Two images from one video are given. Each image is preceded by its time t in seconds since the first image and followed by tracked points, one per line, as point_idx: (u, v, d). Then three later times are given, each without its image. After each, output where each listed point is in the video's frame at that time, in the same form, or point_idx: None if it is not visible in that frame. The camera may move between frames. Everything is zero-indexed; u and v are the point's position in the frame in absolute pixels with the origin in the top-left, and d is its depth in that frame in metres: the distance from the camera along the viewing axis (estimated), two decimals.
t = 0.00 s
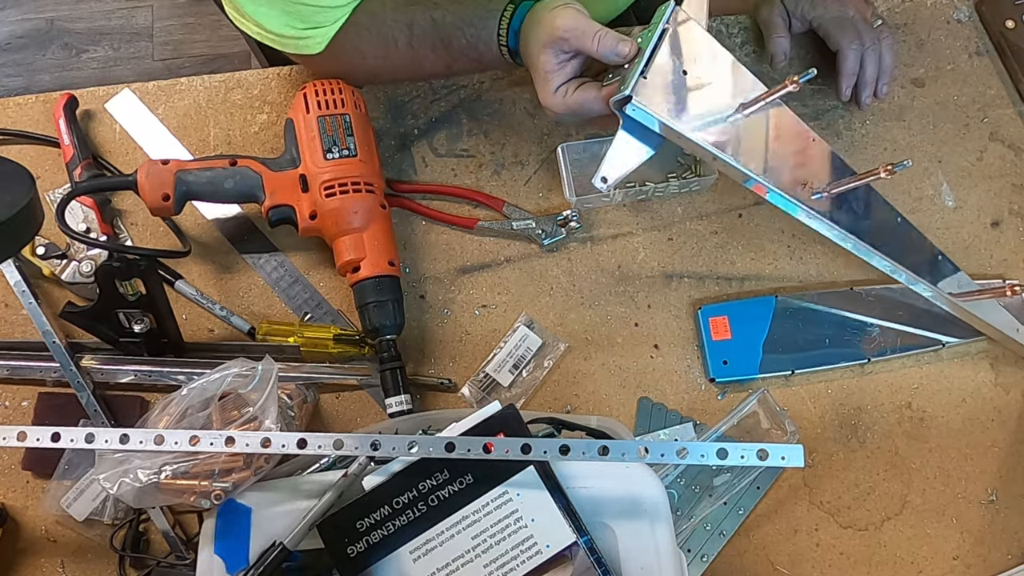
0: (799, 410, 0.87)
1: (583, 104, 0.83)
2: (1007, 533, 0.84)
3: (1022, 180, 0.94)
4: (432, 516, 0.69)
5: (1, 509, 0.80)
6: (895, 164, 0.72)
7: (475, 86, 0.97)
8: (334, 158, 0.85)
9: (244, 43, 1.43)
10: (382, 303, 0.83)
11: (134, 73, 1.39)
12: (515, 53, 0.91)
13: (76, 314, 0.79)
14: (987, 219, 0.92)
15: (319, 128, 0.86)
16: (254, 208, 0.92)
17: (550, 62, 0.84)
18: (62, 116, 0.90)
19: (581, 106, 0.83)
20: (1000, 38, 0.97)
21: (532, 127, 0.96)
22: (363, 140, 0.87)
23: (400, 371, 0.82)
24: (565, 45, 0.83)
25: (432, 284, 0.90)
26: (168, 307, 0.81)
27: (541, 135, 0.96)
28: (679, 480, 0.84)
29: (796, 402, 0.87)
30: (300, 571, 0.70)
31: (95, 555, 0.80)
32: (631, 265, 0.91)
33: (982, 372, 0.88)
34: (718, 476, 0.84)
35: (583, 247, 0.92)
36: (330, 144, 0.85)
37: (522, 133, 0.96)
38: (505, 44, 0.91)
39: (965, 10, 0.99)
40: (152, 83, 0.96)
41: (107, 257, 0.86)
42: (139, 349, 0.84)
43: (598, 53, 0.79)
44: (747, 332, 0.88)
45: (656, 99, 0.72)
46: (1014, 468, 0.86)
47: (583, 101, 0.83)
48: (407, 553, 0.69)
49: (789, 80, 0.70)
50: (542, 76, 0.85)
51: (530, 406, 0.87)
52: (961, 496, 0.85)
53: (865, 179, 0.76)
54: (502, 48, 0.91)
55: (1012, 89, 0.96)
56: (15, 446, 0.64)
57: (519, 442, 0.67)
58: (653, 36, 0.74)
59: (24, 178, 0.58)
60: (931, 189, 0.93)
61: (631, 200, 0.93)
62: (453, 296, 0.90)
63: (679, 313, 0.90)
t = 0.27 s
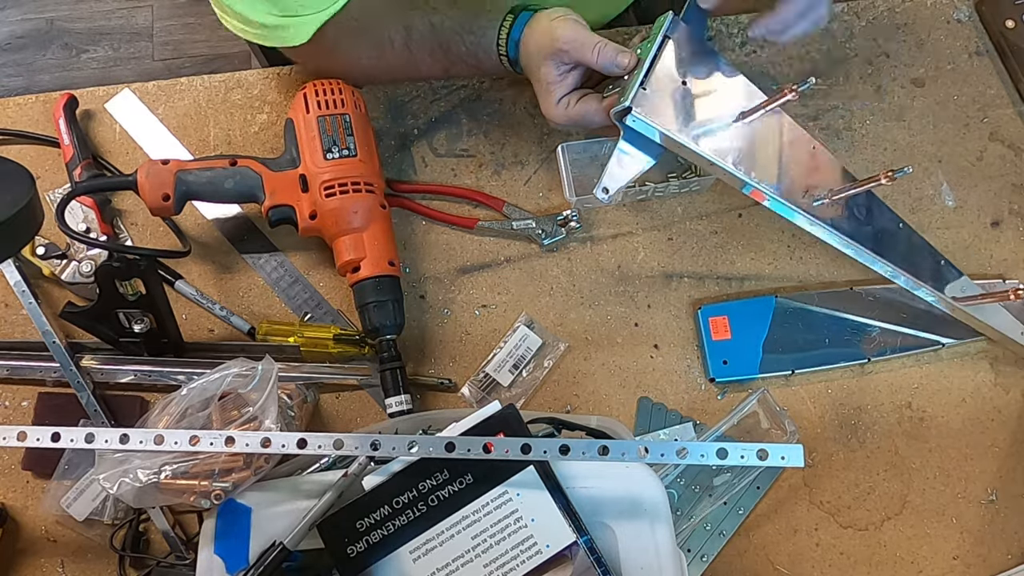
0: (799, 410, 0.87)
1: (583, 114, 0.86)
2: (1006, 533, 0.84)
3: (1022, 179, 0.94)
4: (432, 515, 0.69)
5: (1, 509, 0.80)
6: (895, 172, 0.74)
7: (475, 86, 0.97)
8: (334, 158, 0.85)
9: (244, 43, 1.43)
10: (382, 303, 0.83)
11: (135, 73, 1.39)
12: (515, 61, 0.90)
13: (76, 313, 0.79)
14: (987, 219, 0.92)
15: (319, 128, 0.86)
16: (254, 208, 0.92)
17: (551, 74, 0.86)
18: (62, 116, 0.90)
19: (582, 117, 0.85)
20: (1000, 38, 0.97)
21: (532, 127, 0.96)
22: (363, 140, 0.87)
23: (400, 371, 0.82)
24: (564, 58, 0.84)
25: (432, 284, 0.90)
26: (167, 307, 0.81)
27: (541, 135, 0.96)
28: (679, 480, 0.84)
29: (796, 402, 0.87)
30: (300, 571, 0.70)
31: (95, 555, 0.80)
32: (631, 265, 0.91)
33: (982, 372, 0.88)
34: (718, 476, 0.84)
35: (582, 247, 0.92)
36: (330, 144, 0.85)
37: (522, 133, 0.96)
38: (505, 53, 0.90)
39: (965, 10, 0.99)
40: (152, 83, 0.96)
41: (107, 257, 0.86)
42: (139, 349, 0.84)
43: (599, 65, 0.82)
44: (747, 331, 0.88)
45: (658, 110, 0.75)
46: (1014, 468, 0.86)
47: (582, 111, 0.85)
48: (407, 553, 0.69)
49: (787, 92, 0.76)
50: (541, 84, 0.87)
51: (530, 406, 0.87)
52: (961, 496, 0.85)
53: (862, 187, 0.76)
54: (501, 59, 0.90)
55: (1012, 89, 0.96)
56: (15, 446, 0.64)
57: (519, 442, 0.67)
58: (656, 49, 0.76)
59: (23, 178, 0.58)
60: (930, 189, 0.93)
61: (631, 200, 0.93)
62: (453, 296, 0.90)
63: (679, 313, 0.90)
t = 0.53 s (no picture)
0: (799, 410, 0.87)
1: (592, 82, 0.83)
2: (1006, 532, 0.84)
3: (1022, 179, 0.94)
4: (432, 515, 0.69)
5: (2, 509, 0.80)
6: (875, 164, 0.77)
7: (475, 86, 0.97)
8: (334, 157, 0.85)
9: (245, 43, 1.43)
10: (382, 303, 0.83)
11: (135, 73, 1.39)
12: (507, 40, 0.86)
13: (77, 313, 0.79)
14: (987, 219, 0.92)
15: (319, 128, 0.86)
16: (254, 208, 0.92)
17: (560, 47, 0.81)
18: (62, 116, 0.90)
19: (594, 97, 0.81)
20: (1000, 37, 0.97)
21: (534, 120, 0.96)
22: (363, 140, 0.87)
23: (400, 371, 0.82)
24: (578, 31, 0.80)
25: (432, 283, 0.90)
26: (168, 307, 0.81)
27: (541, 135, 0.96)
28: (679, 480, 0.84)
29: (796, 402, 0.87)
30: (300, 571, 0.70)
31: (96, 555, 0.80)
32: (631, 265, 0.91)
33: (982, 372, 0.88)
34: (718, 476, 0.84)
35: (582, 247, 0.92)
36: (330, 144, 0.85)
37: (522, 133, 0.95)
38: (497, 30, 0.85)
39: (965, 10, 0.98)
40: (152, 83, 0.96)
41: (107, 257, 0.86)
42: (139, 349, 0.84)
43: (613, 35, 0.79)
44: (747, 331, 0.88)
45: (664, 88, 0.71)
46: (1014, 468, 0.85)
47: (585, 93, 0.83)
48: (407, 553, 0.69)
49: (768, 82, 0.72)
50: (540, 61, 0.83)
51: (530, 406, 0.87)
52: (961, 496, 0.84)
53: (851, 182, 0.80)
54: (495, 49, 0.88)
55: (1012, 89, 0.96)
56: (15, 446, 0.64)
57: (519, 442, 0.67)
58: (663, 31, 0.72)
59: (23, 178, 0.58)
60: (930, 189, 0.93)
61: (631, 200, 0.93)
62: (453, 296, 0.90)
63: (679, 313, 0.90)
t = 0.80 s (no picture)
0: (799, 410, 0.87)
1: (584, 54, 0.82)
2: (1006, 533, 0.84)
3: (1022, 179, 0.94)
4: (432, 515, 0.69)
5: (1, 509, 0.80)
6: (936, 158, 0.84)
7: (475, 86, 0.97)
8: (334, 157, 0.85)
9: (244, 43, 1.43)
10: (382, 302, 0.83)
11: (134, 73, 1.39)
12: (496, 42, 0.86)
13: (77, 314, 0.80)
14: (987, 219, 0.92)
15: (319, 128, 0.86)
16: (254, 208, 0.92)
17: None
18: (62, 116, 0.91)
19: None
20: (999, 37, 0.97)
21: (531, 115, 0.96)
22: (363, 140, 0.87)
23: (400, 371, 0.82)
24: None
25: (432, 283, 0.90)
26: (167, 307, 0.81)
27: (541, 135, 0.96)
28: (679, 480, 0.83)
29: (796, 402, 0.87)
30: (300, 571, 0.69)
31: (95, 555, 0.80)
32: (631, 265, 0.91)
33: (982, 372, 0.88)
34: (719, 476, 0.84)
35: (582, 247, 0.92)
36: (330, 144, 0.85)
37: (522, 133, 0.95)
38: None
39: (965, 10, 0.98)
40: (152, 82, 0.96)
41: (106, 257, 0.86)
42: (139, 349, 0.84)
43: None
44: (747, 331, 0.88)
45: None
46: (1013, 468, 0.86)
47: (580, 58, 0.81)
48: (407, 553, 0.69)
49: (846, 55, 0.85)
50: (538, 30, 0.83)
51: (530, 406, 0.87)
52: (961, 496, 0.85)
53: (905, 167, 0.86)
54: None
55: (1012, 89, 0.96)
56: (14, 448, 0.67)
57: (513, 446, 0.67)
58: None
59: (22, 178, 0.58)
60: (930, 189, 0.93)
61: (631, 200, 0.93)
62: (453, 296, 0.90)
63: (679, 313, 0.90)
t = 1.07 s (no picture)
0: (799, 410, 0.87)
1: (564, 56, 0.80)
2: (1006, 533, 0.84)
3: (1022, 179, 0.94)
4: (432, 515, 0.69)
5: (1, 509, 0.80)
6: (936, 172, 0.79)
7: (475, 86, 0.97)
8: (334, 157, 0.85)
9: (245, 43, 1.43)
10: (382, 303, 0.83)
11: (135, 73, 1.39)
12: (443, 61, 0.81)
13: (77, 312, 0.79)
14: (987, 219, 0.92)
15: (318, 128, 0.86)
16: (254, 208, 0.92)
17: None
18: (62, 116, 0.91)
19: None
20: (1000, 37, 0.97)
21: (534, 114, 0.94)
22: (363, 140, 0.87)
23: (400, 371, 0.82)
24: None
25: (432, 283, 0.90)
26: (168, 306, 0.81)
27: (541, 135, 0.95)
28: (679, 480, 0.84)
29: (796, 402, 0.87)
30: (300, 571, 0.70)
31: (96, 555, 0.80)
32: (631, 265, 0.91)
33: (982, 372, 0.88)
34: (718, 476, 0.84)
35: (582, 247, 0.92)
36: (330, 144, 0.85)
37: (522, 132, 0.95)
38: None
39: (965, 10, 0.98)
40: (152, 83, 0.96)
41: (107, 257, 0.86)
42: (139, 349, 0.84)
43: None
44: (747, 331, 0.88)
45: None
46: (1013, 468, 0.86)
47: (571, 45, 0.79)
48: (407, 553, 0.69)
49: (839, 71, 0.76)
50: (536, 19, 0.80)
51: (530, 406, 0.87)
52: (961, 496, 0.85)
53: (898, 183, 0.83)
54: None
55: (1012, 89, 0.96)
56: None
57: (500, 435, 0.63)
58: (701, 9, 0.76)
59: (24, 178, 0.58)
60: (930, 189, 0.93)
61: (631, 200, 0.93)
62: (453, 296, 0.90)
63: (679, 313, 0.90)
